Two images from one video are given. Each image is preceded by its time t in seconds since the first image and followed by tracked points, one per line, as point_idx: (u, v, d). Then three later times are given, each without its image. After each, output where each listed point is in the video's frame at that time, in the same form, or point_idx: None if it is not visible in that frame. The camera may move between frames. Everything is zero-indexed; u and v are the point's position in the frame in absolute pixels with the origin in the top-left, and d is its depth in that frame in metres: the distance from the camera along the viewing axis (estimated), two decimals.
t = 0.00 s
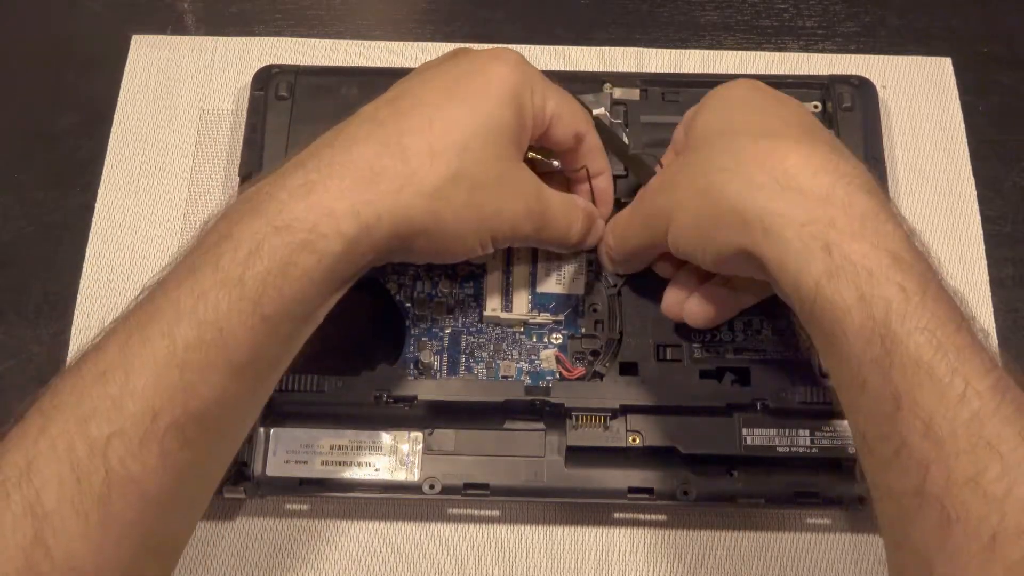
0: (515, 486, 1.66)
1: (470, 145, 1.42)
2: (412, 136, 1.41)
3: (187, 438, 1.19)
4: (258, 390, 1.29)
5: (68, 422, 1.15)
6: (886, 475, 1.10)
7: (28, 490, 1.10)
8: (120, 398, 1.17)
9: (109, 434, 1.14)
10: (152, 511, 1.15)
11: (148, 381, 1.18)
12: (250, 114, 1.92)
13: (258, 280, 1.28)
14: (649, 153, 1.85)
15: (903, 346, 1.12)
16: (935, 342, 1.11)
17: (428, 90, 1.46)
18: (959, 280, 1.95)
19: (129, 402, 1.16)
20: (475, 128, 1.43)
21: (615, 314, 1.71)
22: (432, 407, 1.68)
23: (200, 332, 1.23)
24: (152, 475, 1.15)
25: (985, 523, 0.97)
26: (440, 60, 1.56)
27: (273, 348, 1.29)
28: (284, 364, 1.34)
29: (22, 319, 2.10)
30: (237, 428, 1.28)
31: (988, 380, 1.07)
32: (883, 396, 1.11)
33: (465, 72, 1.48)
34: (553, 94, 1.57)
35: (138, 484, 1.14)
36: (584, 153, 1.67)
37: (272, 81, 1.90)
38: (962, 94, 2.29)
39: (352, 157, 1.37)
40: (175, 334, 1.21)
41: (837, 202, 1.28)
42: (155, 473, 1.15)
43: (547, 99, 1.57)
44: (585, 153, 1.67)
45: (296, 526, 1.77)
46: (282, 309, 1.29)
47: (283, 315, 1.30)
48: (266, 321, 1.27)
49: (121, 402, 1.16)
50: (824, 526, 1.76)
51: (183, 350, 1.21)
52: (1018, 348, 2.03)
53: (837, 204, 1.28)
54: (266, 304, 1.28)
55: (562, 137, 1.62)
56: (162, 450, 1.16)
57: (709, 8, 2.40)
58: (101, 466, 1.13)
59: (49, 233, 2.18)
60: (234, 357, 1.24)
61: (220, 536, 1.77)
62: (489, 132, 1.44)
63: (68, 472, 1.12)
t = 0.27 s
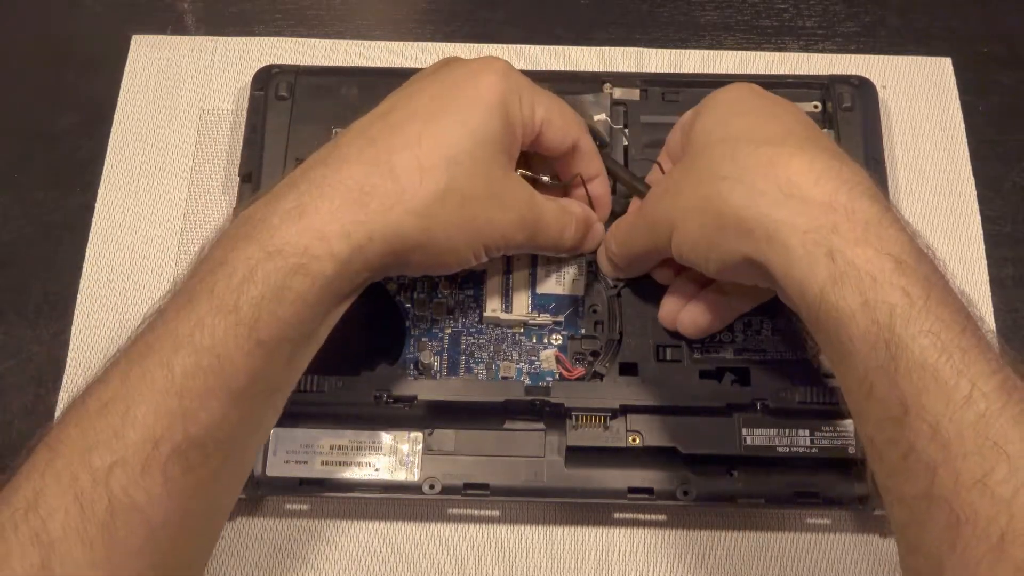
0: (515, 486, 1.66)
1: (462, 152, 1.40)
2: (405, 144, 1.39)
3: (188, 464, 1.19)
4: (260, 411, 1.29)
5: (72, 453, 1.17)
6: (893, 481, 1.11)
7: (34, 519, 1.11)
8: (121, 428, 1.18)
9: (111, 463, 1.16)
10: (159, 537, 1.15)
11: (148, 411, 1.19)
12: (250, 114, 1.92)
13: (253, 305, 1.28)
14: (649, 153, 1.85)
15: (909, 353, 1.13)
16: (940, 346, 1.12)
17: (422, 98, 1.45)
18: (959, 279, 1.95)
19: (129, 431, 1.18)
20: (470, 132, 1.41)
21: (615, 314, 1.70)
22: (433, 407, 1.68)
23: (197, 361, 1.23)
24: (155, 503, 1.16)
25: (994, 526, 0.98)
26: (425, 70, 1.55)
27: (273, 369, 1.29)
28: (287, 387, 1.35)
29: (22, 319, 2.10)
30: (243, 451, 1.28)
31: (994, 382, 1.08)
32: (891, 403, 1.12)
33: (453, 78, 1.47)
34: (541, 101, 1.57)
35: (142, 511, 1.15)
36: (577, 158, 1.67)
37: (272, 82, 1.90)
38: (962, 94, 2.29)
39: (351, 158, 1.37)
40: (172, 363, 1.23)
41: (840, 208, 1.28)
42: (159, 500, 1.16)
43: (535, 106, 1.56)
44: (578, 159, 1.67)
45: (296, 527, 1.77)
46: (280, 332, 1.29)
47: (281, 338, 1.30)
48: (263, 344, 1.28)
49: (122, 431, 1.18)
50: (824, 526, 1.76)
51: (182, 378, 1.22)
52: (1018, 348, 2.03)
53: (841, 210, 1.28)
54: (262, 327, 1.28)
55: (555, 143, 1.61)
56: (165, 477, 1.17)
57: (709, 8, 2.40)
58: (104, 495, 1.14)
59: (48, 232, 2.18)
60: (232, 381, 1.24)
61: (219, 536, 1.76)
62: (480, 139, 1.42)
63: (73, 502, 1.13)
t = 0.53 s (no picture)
0: (515, 486, 1.66)
1: (460, 142, 1.40)
2: (405, 139, 1.39)
3: (189, 471, 1.19)
4: (263, 419, 1.29)
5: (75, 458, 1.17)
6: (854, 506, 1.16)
7: (35, 523, 1.11)
8: (122, 434, 1.18)
9: (111, 469, 1.16)
10: (160, 545, 1.15)
11: (149, 418, 1.19)
12: (250, 114, 1.92)
13: (253, 312, 1.28)
14: (648, 153, 1.85)
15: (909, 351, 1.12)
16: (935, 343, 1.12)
17: (416, 97, 1.45)
18: (959, 280, 1.95)
19: (130, 438, 1.18)
20: (468, 132, 1.42)
21: (615, 315, 1.70)
22: (433, 407, 1.68)
23: (198, 368, 1.23)
24: (157, 510, 1.16)
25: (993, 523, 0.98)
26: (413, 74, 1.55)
27: (275, 377, 1.29)
28: (288, 393, 1.34)
29: (22, 319, 2.10)
30: (246, 459, 1.27)
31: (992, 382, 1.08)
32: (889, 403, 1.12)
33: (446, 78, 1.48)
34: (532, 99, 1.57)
35: (142, 518, 1.14)
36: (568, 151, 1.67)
37: (272, 82, 1.90)
38: (962, 94, 2.29)
39: (350, 158, 1.38)
40: (173, 370, 1.23)
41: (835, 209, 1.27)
42: (161, 508, 1.16)
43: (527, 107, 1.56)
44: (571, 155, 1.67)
45: (296, 527, 1.77)
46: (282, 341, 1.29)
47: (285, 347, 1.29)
48: (264, 352, 1.27)
49: (123, 438, 1.18)
50: (824, 526, 1.76)
51: (183, 385, 1.22)
52: (1018, 348, 2.03)
53: (844, 268, 1.27)
54: (263, 336, 1.28)
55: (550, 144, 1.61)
56: (166, 485, 1.17)
57: (709, 8, 2.40)
58: (104, 501, 1.14)
59: (49, 232, 2.18)
60: (233, 389, 1.24)
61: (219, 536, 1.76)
62: (478, 131, 1.42)
63: (73, 508, 1.13)
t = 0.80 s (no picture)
0: (515, 486, 1.66)
1: (450, 148, 1.42)
2: (396, 146, 1.41)
3: (190, 467, 1.19)
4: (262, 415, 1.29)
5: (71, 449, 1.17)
6: (873, 519, 1.17)
7: (35, 518, 1.12)
8: (123, 430, 1.18)
9: (111, 465, 1.16)
10: (159, 540, 1.15)
11: (149, 415, 1.19)
12: (250, 114, 1.92)
13: (254, 311, 1.29)
14: (648, 153, 1.85)
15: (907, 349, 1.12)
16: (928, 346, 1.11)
17: (406, 96, 1.47)
18: (959, 280, 1.95)
19: (130, 434, 1.18)
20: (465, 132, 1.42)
21: (615, 314, 1.70)
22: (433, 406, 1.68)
23: (197, 364, 1.24)
24: (157, 506, 1.16)
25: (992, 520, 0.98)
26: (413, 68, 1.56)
27: (274, 373, 1.30)
28: (288, 388, 1.35)
29: (22, 319, 2.10)
30: (244, 453, 1.28)
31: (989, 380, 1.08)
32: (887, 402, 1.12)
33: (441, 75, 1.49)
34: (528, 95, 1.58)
35: (142, 512, 1.15)
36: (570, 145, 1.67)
37: (271, 82, 1.90)
38: (962, 94, 2.29)
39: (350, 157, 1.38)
40: (173, 367, 1.23)
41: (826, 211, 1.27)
42: (161, 503, 1.16)
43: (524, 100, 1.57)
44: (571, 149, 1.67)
45: (296, 527, 1.77)
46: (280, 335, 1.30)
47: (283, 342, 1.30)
48: (264, 349, 1.28)
49: (123, 434, 1.18)
50: (825, 526, 1.76)
51: (183, 380, 1.22)
52: (1018, 348, 2.03)
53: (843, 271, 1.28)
54: (262, 332, 1.28)
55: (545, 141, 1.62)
56: (166, 480, 1.17)
57: (709, 8, 2.40)
58: (104, 497, 1.14)
59: (49, 232, 2.18)
60: (233, 385, 1.24)
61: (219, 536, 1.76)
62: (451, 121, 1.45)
63: (72, 502, 1.13)
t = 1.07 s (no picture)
0: (515, 486, 1.66)
1: (453, 143, 1.43)
2: (398, 141, 1.41)
3: (191, 461, 1.20)
4: (264, 410, 1.30)
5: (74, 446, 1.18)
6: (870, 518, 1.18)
7: (36, 514, 1.13)
8: (123, 425, 1.19)
9: (112, 459, 1.17)
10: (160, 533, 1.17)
11: (150, 409, 1.20)
12: (250, 114, 1.92)
13: (252, 303, 1.29)
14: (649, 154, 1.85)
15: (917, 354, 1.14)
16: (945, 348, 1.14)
17: (406, 97, 1.47)
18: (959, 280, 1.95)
19: (131, 428, 1.19)
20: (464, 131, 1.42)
21: (615, 314, 1.70)
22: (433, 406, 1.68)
23: (197, 358, 1.24)
24: (158, 500, 1.17)
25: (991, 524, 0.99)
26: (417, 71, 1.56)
27: (276, 365, 1.30)
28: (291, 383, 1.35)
29: (22, 319, 2.10)
30: (246, 449, 1.29)
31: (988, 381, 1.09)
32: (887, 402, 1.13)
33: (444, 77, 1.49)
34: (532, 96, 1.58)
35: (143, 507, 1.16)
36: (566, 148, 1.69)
37: (272, 82, 1.90)
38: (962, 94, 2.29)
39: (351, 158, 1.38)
40: (173, 360, 1.23)
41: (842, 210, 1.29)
42: (162, 497, 1.18)
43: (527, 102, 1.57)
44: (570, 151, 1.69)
45: (296, 527, 1.77)
46: (282, 332, 1.30)
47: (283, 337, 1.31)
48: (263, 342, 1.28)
49: (123, 428, 1.19)
50: (824, 526, 1.76)
51: (182, 374, 1.22)
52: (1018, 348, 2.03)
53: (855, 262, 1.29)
54: (261, 324, 1.29)
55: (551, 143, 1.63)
56: (166, 475, 1.18)
57: (709, 8, 2.40)
58: (105, 491, 1.15)
59: (49, 233, 2.18)
60: (232, 378, 1.25)
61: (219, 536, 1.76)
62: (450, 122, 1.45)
63: (73, 498, 1.14)
